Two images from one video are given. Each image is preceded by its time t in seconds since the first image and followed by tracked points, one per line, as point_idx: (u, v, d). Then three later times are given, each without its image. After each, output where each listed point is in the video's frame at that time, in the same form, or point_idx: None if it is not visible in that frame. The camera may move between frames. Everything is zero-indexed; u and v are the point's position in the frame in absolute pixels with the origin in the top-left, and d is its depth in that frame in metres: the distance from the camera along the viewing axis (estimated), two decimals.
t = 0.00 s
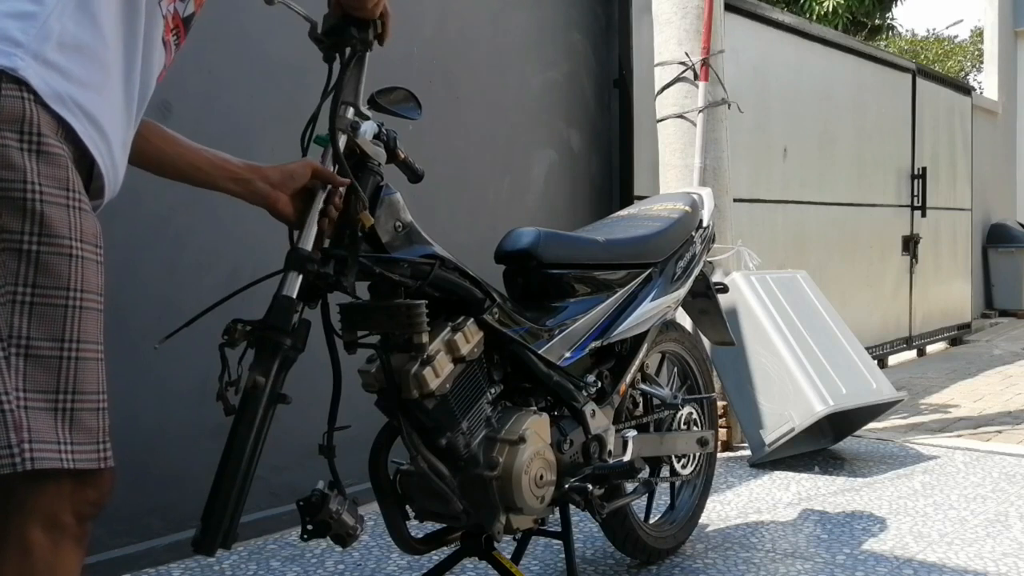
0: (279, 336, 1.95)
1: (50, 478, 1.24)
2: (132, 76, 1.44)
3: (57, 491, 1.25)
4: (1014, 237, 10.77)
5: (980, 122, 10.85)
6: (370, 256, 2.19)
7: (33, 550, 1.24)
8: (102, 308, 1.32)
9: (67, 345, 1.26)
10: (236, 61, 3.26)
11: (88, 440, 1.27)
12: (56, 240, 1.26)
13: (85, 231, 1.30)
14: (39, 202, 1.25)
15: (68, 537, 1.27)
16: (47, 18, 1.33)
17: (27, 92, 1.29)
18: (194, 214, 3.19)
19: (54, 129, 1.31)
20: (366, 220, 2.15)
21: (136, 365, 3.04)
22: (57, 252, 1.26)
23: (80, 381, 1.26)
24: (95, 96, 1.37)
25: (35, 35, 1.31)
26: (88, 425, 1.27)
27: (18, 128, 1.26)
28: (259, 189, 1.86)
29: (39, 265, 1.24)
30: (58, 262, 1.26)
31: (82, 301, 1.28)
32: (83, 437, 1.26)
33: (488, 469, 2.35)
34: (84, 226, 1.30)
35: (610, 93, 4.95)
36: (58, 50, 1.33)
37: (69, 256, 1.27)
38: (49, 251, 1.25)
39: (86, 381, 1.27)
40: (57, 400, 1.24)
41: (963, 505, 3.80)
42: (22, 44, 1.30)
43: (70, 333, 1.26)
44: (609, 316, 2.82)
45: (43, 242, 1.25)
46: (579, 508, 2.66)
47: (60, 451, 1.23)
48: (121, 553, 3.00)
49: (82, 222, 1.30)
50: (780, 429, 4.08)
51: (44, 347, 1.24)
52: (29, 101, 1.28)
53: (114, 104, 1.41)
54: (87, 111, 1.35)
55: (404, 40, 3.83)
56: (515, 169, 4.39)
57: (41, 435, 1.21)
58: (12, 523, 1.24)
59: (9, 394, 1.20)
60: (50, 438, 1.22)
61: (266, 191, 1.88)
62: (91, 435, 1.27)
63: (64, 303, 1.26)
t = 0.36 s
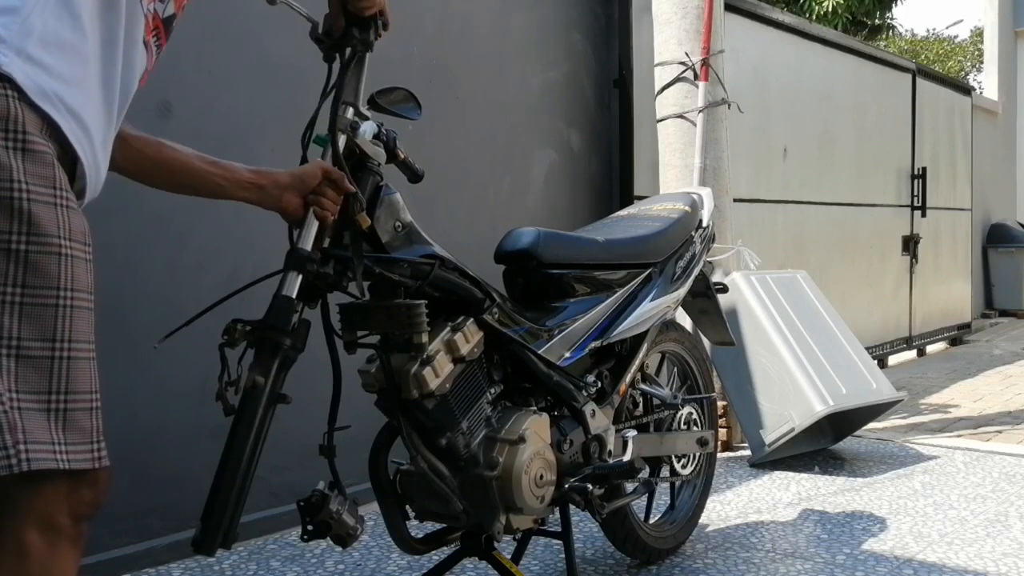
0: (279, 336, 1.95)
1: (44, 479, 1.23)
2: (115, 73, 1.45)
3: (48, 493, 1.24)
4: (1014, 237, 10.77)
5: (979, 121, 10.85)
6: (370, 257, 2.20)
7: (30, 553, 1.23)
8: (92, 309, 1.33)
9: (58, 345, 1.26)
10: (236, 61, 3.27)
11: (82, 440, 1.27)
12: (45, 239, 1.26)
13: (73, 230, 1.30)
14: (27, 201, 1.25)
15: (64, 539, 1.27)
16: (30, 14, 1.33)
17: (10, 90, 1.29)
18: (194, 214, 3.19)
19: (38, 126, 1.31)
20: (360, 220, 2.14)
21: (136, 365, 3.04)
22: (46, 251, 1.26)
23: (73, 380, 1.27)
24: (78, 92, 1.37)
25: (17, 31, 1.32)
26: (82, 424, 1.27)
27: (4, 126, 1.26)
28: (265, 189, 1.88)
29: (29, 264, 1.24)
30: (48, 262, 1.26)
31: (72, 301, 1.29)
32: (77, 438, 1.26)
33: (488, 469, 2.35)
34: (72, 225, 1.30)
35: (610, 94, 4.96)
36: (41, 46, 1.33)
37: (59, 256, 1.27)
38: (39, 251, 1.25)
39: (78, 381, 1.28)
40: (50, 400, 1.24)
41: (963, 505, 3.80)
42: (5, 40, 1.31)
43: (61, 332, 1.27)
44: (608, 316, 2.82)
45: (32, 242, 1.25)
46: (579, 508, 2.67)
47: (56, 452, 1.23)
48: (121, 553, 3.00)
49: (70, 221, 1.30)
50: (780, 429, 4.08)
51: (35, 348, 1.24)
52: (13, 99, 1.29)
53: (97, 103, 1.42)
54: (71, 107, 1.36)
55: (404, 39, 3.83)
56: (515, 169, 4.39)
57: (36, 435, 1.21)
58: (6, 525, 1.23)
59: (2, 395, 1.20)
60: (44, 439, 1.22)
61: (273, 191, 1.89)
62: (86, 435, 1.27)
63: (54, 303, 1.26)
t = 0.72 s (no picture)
0: (279, 336, 1.95)
1: (60, 480, 1.26)
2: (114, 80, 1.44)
3: (61, 494, 1.26)
4: (1014, 237, 10.77)
5: (979, 121, 10.85)
6: (369, 256, 2.20)
7: (47, 551, 1.26)
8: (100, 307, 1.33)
9: (67, 346, 1.26)
10: (237, 62, 3.27)
11: (95, 439, 1.28)
12: (49, 241, 1.26)
13: (77, 231, 1.30)
14: (28, 203, 1.25)
15: (82, 539, 1.29)
16: (28, 20, 1.34)
17: (7, 96, 1.29)
18: (194, 214, 3.19)
19: (35, 132, 1.31)
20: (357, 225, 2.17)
21: (136, 365, 3.04)
22: (49, 253, 1.26)
23: (84, 380, 1.28)
24: (73, 101, 1.37)
25: (15, 37, 1.32)
26: (95, 423, 1.28)
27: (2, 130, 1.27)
28: (261, 193, 1.88)
29: (34, 267, 1.25)
30: (52, 263, 1.26)
31: (79, 301, 1.28)
32: (89, 437, 1.27)
33: (488, 469, 2.35)
34: (75, 226, 1.30)
35: (610, 94, 4.96)
36: (37, 53, 1.34)
37: (63, 256, 1.27)
38: (42, 253, 1.25)
39: (91, 381, 1.28)
40: (61, 401, 1.25)
41: (963, 505, 3.80)
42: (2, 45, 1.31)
43: (70, 333, 1.27)
44: (608, 316, 2.82)
45: (36, 244, 1.25)
46: (579, 508, 2.66)
47: (68, 452, 1.24)
48: (121, 553, 3.00)
49: (74, 222, 1.30)
50: (780, 429, 4.08)
51: (44, 349, 1.25)
52: (11, 104, 1.29)
53: (93, 111, 1.41)
54: (65, 116, 1.35)
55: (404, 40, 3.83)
56: (515, 168, 4.39)
57: (46, 436, 1.23)
58: (24, 524, 1.26)
59: (11, 397, 1.21)
60: (57, 439, 1.24)
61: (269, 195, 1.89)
62: (98, 433, 1.29)
63: (61, 304, 1.26)
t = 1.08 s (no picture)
0: (279, 336, 1.95)
1: (72, 482, 1.26)
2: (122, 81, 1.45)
3: (73, 494, 1.27)
4: (1014, 237, 10.77)
5: (979, 121, 10.85)
6: (369, 257, 2.20)
7: (59, 552, 1.26)
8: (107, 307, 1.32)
9: (74, 346, 1.26)
10: (237, 61, 3.27)
11: (106, 439, 1.28)
12: (54, 241, 1.26)
13: (81, 230, 1.30)
14: (31, 204, 1.25)
15: (94, 540, 1.29)
16: (32, 20, 1.35)
17: (8, 95, 1.30)
18: (194, 214, 3.19)
19: (35, 131, 1.31)
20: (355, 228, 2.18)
21: (136, 365, 3.04)
22: (54, 253, 1.26)
23: (94, 381, 1.27)
24: (75, 102, 1.37)
25: (16, 37, 1.33)
26: (107, 423, 1.28)
27: (3, 130, 1.27)
28: (262, 194, 1.89)
29: (39, 269, 1.24)
30: (57, 264, 1.26)
31: (86, 302, 1.28)
32: (101, 437, 1.27)
33: (488, 469, 2.35)
34: (80, 225, 1.30)
35: (610, 94, 4.96)
36: (39, 53, 1.34)
37: (68, 257, 1.27)
38: (47, 253, 1.25)
39: (100, 381, 1.28)
40: (70, 402, 1.25)
41: (963, 505, 3.80)
42: (3, 45, 1.32)
43: (77, 334, 1.27)
44: (609, 316, 2.82)
45: (40, 245, 1.25)
46: (579, 508, 2.66)
47: (80, 453, 1.24)
48: (122, 553, 3.00)
49: (78, 221, 1.30)
50: (780, 429, 4.08)
51: (50, 351, 1.25)
52: (10, 103, 1.29)
53: (97, 113, 1.41)
54: (66, 118, 1.35)
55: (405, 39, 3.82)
56: (515, 168, 4.39)
57: (57, 438, 1.23)
58: (38, 525, 1.25)
59: (20, 399, 1.21)
60: (67, 440, 1.24)
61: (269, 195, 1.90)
62: (110, 433, 1.29)
63: (67, 305, 1.26)
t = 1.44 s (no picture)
0: (279, 336, 1.95)
1: (73, 482, 1.26)
2: (114, 77, 1.44)
3: (75, 493, 1.27)
4: (1014, 237, 10.77)
5: (980, 121, 10.85)
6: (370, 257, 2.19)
7: (60, 553, 1.26)
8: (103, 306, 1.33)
9: (71, 347, 1.27)
10: (236, 61, 3.26)
11: (106, 439, 1.28)
12: (47, 242, 1.26)
13: (75, 230, 1.30)
14: (23, 205, 1.25)
15: (96, 541, 1.30)
16: (18, 19, 1.36)
17: None
18: (194, 214, 3.19)
19: (26, 132, 1.31)
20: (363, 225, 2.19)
21: (136, 365, 3.04)
22: (48, 254, 1.26)
23: (91, 381, 1.28)
24: (64, 101, 1.36)
25: (4, 38, 1.34)
26: (105, 423, 1.28)
27: None
28: (270, 193, 1.88)
29: (34, 270, 1.24)
30: (52, 265, 1.26)
31: (81, 302, 1.28)
32: (101, 436, 1.27)
33: (488, 469, 2.35)
34: (73, 225, 1.30)
35: (610, 94, 4.96)
36: (27, 52, 1.35)
37: (63, 257, 1.27)
38: (40, 254, 1.25)
39: (97, 381, 1.28)
40: (68, 403, 1.25)
41: (963, 505, 3.80)
42: None
43: (73, 335, 1.27)
44: (608, 316, 2.82)
45: (33, 246, 1.25)
46: (579, 508, 2.66)
47: (79, 453, 1.25)
48: (122, 553, 3.00)
49: (71, 221, 1.30)
50: (780, 429, 4.08)
51: (47, 351, 1.25)
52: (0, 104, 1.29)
53: (89, 110, 1.40)
54: (55, 117, 1.35)
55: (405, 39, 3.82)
56: (515, 168, 4.39)
57: (56, 439, 1.23)
58: (39, 525, 1.25)
59: (17, 401, 1.22)
60: (67, 441, 1.24)
61: (278, 195, 1.90)
62: (110, 433, 1.28)
63: (62, 305, 1.26)
